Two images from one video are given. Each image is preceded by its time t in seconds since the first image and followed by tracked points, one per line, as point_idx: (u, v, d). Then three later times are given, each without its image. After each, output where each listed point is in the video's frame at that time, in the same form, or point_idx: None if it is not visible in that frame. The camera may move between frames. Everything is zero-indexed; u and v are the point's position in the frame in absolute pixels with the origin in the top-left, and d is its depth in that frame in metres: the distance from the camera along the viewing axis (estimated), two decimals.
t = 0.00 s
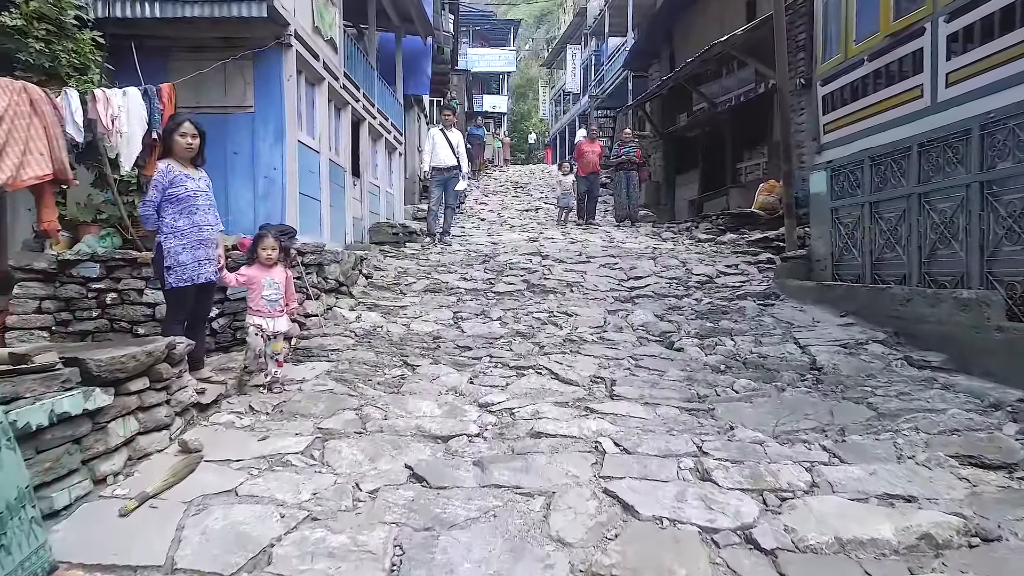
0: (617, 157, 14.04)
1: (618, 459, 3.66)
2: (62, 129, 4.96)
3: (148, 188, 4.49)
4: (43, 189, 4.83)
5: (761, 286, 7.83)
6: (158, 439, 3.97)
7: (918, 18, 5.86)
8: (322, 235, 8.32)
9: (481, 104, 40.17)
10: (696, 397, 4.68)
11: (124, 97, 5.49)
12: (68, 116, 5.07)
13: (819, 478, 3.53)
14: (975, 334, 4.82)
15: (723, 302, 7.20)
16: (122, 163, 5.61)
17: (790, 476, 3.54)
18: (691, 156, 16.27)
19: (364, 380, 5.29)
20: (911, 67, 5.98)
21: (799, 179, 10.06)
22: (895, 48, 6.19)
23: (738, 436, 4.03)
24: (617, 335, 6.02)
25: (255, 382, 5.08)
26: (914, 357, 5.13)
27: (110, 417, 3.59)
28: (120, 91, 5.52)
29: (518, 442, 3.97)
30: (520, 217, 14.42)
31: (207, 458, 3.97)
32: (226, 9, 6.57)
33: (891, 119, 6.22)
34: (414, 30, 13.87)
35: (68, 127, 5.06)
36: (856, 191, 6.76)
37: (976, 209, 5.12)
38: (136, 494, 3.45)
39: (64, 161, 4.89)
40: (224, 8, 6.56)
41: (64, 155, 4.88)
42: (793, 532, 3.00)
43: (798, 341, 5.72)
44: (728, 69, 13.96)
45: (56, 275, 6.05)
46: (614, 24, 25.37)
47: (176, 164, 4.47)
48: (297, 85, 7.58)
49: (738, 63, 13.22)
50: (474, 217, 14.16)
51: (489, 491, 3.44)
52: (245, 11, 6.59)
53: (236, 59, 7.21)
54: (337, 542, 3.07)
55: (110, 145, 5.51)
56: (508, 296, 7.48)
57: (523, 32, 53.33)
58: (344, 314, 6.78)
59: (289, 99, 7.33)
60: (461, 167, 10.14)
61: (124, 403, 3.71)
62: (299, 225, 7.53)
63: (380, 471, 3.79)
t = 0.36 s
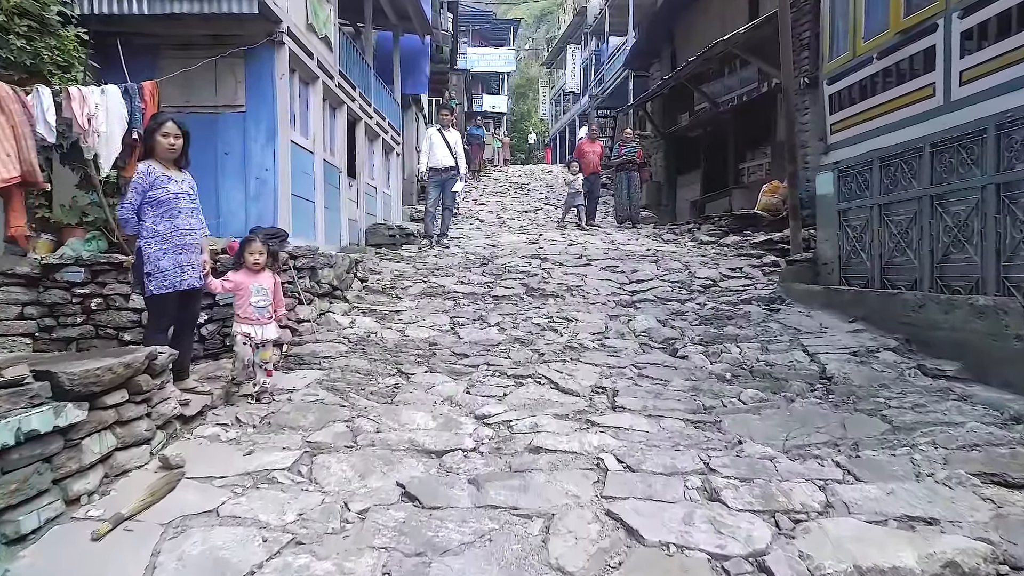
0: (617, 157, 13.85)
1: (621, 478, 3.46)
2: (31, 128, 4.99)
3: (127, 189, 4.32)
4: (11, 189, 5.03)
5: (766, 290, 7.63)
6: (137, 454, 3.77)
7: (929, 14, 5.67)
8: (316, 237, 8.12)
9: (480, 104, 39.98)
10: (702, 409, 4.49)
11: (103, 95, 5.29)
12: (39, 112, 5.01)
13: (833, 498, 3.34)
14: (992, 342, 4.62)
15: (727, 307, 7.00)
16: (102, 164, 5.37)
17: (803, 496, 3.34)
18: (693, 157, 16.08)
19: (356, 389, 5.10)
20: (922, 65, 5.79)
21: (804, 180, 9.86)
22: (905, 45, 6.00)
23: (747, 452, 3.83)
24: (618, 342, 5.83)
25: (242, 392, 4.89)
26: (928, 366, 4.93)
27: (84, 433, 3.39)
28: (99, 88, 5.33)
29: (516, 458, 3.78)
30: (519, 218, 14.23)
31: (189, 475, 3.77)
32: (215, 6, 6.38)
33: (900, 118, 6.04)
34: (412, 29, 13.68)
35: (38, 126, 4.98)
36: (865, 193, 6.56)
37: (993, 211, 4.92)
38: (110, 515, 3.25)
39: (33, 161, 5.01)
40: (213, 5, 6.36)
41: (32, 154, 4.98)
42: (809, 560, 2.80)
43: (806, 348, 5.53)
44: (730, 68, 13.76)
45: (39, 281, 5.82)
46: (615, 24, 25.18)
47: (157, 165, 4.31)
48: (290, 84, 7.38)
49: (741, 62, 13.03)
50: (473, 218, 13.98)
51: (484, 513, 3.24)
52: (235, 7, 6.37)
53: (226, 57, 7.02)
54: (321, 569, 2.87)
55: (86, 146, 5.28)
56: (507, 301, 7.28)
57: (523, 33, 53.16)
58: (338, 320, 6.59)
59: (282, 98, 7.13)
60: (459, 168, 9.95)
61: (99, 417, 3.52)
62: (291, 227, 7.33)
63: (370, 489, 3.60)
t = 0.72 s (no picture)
0: (618, 158, 13.65)
1: (625, 501, 3.27)
2: None
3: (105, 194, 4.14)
4: None
5: (771, 295, 7.43)
6: (113, 473, 3.56)
7: (942, 11, 5.47)
8: (310, 240, 7.92)
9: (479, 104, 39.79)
10: (708, 423, 4.29)
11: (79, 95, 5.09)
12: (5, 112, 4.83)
13: (851, 522, 3.13)
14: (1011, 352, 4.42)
15: (732, 313, 6.81)
16: (77, 166, 5.16)
17: (818, 519, 3.14)
18: (694, 157, 15.90)
19: (347, 401, 4.90)
20: (935, 64, 5.59)
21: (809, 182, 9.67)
22: (917, 43, 5.80)
23: (757, 471, 3.63)
24: (620, 350, 5.64)
25: (229, 404, 4.69)
26: (943, 377, 4.72)
27: (54, 453, 3.18)
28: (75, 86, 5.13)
29: (513, 477, 3.58)
30: (519, 220, 14.04)
31: (168, 496, 3.57)
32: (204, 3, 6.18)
33: (911, 119, 5.84)
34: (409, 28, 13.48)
35: (6, 127, 4.80)
36: (874, 195, 6.37)
37: (1011, 215, 4.72)
38: (80, 542, 3.05)
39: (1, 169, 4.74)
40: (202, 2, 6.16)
41: None
42: None
43: (815, 357, 5.33)
44: (733, 67, 13.55)
45: (21, 286, 5.58)
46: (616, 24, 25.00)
47: (136, 169, 4.15)
48: (282, 83, 7.18)
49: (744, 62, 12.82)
50: (471, 220, 13.78)
51: (478, 539, 3.04)
52: (225, 5, 6.14)
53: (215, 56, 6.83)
54: None
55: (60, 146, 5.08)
56: (506, 306, 7.08)
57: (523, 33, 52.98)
58: (331, 327, 6.39)
59: (273, 98, 6.93)
60: (457, 169, 9.74)
61: (71, 436, 3.30)
62: (284, 231, 7.12)
63: (359, 511, 3.40)
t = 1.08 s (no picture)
0: (618, 159, 13.46)
1: (629, 526, 3.08)
2: None
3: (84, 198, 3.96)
4: None
5: (776, 300, 7.25)
6: (89, 494, 3.37)
7: (957, 7, 5.27)
8: (303, 243, 7.73)
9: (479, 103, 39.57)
10: (715, 438, 4.10)
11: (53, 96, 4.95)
12: None
13: (870, 548, 2.94)
14: None
15: (737, 319, 6.62)
16: (49, 169, 5.01)
17: (836, 545, 2.95)
18: (696, 158, 15.74)
19: (339, 413, 4.71)
20: (949, 63, 5.39)
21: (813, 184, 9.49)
22: (929, 41, 5.61)
23: (768, 492, 3.44)
24: (622, 359, 5.46)
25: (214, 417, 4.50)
26: (959, 389, 4.54)
27: (23, 474, 2.99)
28: (52, 87, 4.99)
29: (509, 499, 3.39)
30: (518, 222, 13.87)
31: (147, 518, 3.38)
32: None
33: (923, 119, 5.66)
34: (407, 27, 13.28)
35: None
36: (884, 198, 6.18)
37: None
38: (50, 571, 2.85)
39: None
40: None
41: None
42: None
43: (824, 366, 5.15)
44: (736, 66, 13.35)
45: (4, 291, 5.45)
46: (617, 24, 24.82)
47: (117, 171, 3.97)
48: (275, 83, 7.00)
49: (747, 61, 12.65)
50: (470, 222, 13.61)
51: (472, 568, 2.84)
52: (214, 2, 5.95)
53: (206, 55, 6.64)
54: None
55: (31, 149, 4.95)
56: (504, 312, 6.90)
57: (523, 33, 52.82)
58: (324, 334, 6.20)
59: (266, 98, 6.74)
60: (455, 171, 9.55)
61: (42, 455, 3.11)
62: (276, 234, 6.93)
63: (347, 536, 3.21)
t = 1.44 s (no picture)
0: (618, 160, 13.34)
1: (633, 555, 2.88)
2: None
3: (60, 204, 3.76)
4: None
5: (782, 307, 7.06)
6: (61, 518, 3.17)
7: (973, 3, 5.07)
8: (296, 247, 7.53)
9: (479, 104, 39.36)
10: (722, 456, 3.91)
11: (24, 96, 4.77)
12: None
13: None
14: None
15: (742, 327, 6.43)
16: (21, 174, 4.81)
17: None
18: (697, 159, 15.57)
19: (329, 428, 4.52)
20: (963, 62, 5.20)
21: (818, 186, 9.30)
22: (943, 38, 5.40)
23: (780, 516, 3.24)
24: (624, 369, 5.27)
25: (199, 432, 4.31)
26: (977, 402, 4.34)
27: None
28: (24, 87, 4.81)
29: (506, 525, 3.19)
30: (518, 224, 13.69)
31: (123, 545, 3.18)
32: None
33: (935, 121, 5.47)
34: (405, 26, 13.09)
35: None
36: (894, 202, 5.99)
37: None
38: None
39: None
40: None
41: None
42: None
43: (834, 377, 4.96)
44: (739, 66, 13.15)
45: None
46: (618, 23, 24.61)
47: (95, 177, 3.77)
48: (267, 83, 6.81)
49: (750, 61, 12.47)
50: (469, 224, 13.42)
51: None
52: None
53: (196, 54, 6.46)
54: None
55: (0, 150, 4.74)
56: (502, 319, 6.71)
57: (523, 33, 52.61)
58: (316, 342, 6.01)
59: (257, 99, 6.55)
60: (452, 173, 9.37)
61: (8, 480, 2.92)
62: (268, 239, 6.73)
63: (333, 564, 3.01)
